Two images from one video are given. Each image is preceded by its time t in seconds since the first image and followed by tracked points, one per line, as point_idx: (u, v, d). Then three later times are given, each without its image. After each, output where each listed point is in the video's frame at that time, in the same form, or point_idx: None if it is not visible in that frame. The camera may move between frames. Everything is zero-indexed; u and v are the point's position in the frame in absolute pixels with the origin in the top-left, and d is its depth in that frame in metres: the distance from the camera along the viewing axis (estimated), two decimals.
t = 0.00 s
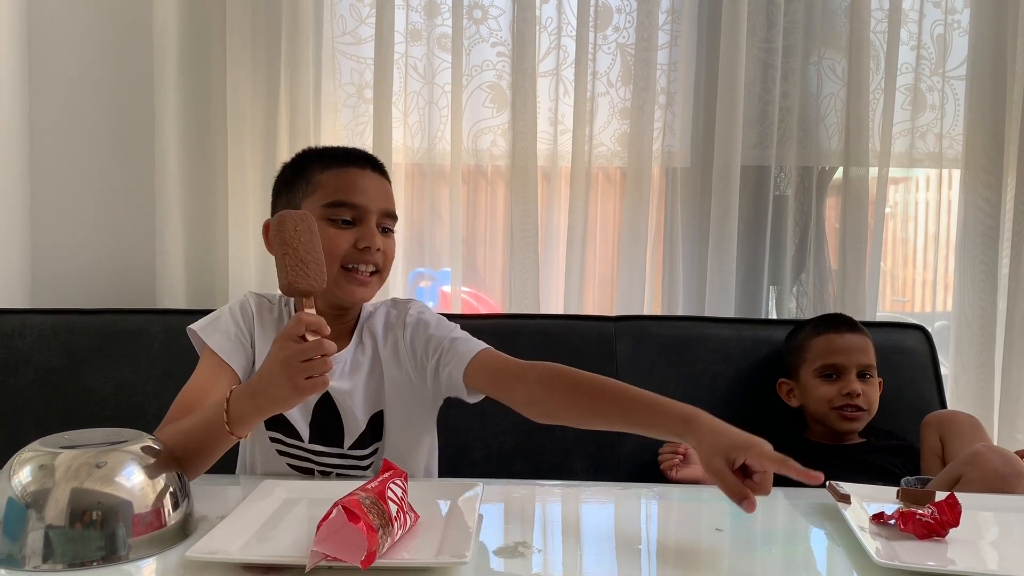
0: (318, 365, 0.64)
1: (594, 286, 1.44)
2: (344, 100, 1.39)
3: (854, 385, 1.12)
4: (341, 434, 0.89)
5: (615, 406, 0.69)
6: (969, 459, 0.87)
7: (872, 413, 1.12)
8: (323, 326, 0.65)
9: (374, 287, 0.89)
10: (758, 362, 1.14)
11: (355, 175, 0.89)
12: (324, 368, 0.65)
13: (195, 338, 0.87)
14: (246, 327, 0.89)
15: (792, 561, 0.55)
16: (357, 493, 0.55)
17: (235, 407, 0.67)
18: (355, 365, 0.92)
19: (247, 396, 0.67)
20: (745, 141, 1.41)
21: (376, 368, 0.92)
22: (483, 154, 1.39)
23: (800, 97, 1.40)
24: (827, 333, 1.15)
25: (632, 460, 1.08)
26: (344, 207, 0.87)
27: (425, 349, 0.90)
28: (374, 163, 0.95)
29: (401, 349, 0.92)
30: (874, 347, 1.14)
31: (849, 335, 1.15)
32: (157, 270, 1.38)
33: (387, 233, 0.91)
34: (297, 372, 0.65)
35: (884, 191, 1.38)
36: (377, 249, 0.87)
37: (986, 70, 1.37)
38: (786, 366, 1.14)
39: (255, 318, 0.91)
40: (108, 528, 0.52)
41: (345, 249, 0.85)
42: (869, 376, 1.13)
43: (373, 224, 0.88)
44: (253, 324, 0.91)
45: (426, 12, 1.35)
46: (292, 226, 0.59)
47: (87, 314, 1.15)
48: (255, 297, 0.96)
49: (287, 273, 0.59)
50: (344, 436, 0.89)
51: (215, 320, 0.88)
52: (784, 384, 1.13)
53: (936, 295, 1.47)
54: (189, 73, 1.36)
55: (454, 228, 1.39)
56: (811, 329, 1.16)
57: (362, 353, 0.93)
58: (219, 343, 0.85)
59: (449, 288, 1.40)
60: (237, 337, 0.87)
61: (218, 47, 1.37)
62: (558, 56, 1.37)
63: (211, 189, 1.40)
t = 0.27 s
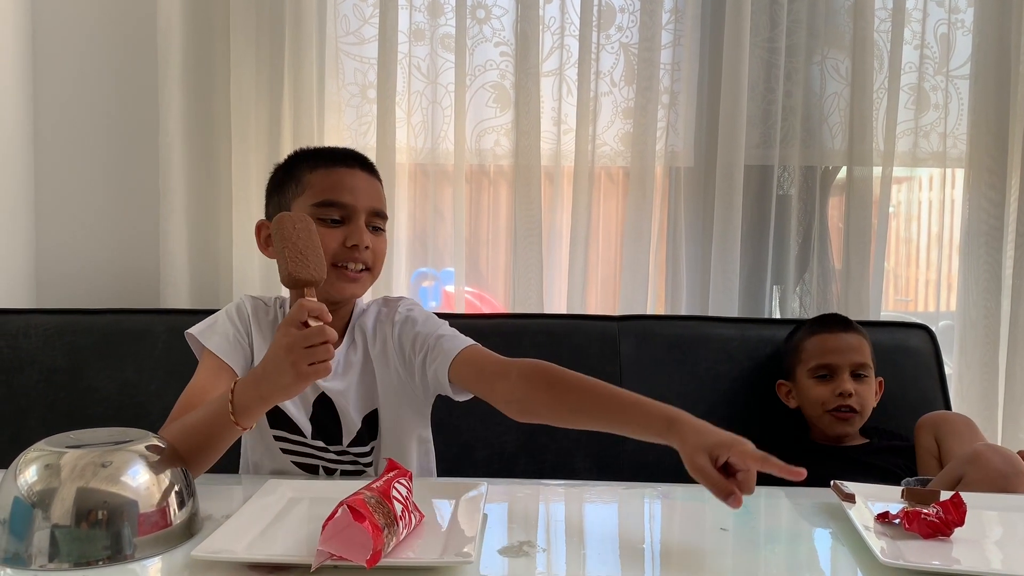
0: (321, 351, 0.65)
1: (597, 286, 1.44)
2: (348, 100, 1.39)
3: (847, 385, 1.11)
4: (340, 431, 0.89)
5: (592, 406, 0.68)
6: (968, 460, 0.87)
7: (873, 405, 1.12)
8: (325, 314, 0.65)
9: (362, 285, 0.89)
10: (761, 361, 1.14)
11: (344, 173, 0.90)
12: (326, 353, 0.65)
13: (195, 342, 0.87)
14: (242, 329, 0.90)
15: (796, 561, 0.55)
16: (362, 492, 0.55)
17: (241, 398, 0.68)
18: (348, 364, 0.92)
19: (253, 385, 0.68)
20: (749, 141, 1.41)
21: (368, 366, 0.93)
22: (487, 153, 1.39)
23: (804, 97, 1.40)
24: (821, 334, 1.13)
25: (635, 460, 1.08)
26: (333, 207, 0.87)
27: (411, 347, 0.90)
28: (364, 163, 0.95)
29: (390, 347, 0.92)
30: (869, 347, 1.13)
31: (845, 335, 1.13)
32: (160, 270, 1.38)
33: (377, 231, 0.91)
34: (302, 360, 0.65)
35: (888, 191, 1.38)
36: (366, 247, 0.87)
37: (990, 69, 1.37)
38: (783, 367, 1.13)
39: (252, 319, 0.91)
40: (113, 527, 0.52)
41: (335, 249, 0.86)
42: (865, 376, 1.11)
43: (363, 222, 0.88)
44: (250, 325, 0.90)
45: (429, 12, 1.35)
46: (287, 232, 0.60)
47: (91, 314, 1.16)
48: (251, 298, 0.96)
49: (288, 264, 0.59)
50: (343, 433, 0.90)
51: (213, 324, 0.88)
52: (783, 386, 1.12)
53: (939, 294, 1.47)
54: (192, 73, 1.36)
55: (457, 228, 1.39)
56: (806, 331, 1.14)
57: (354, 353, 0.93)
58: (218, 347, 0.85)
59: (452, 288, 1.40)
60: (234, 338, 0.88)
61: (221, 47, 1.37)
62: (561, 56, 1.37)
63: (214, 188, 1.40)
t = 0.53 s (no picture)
0: (321, 343, 0.66)
1: (599, 286, 1.44)
2: (350, 101, 1.39)
3: (841, 384, 1.11)
4: (338, 426, 0.90)
5: (581, 398, 0.70)
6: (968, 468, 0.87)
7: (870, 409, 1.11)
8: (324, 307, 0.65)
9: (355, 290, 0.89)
10: (763, 361, 1.14)
11: (344, 177, 0.90)
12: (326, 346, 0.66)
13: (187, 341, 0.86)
14: (238, 329, 0.90)
15: (798, 561, 0.55)
16: (365, 493, 0.55)
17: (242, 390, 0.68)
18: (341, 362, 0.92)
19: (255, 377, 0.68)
20: (751, 141, 1.41)
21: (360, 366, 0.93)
22: (489, 154, 1.39)
23: (806, 97, 1.40)
24: (818, 333, 1.13)
25: (637, 460, 1.08)
26: (331, 210, 0.87)
27: (408, 343, 0.90)
28: (365, 165, 0.95)
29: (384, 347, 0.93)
30: (867, 348, 1.13)
31: (844, 336, 1.13)
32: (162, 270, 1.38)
33: (373, 236, 0.91)
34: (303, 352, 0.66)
35: (890, 191, 1.38)
36: (361, 253, 0.87)
37: (993, 69, 1.37)
38: (782, 367, 1.13)
39: (247, 319, 0.92)
40: (117, 527, 0.52)
41: (329, 253, 0.86)
42: (860, 376, 1.11)
43: (359, 226, 0.88)
44: (245, 325, 0.91)
45: (431, 13, 1.35)
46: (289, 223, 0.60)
47: (94, 314, 1.16)
48: (246, 300, 0.96)
49: (283, 255, 0.59)
50: (342, 429, 0.90)
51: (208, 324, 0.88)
52: (780, 386, 1.11)
53: (942, 295, 1.46)
54: (195, 74, 1.36)
55: (459, 229, 1.39)
56: (805, 331, 1.14)
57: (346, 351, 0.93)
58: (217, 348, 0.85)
59: (454, 288, 1.40)
60: (230, 337, 0.88)
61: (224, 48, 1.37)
62: (563, 56, 1.37)
63: (217, 189, 1.40)
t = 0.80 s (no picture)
0: (307, 319, 0.66)
1: (600, 286, 1.44)
2: (351, 101, 1.39)
3: (847, 383, 1.10)
4: (339, 426, 0.90)
5: (579, 381, 0.69)
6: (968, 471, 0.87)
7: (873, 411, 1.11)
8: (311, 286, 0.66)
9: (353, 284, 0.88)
10: (764, 362, 1.14)
11: (348, 173, 0.90)
12: (313, 321, 0.66)
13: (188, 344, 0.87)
14: (240, 333, 0.90)
15: (799, 561, 0.55)
16: (366, 493, 0.55)
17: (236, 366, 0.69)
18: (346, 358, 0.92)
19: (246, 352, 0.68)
20: (752, 141, 1.41)
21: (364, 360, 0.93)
22: (489, 154, 1.39)
23: (808, 97, 1.40)
24: (824, 333, 1.13)
25: (638, 460, 1.08)
26: (331, 202, 0.87)
27: (410, 342, 0.91)
28: (371, 167, 0.96)
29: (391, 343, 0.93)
30: (872, 350, 1.12)
31: (849, 336, 1.12)
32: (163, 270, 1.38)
33: (374, 234, 0.91)
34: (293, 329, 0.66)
35: (891, 191, 1.38)
36: (358, 246, 0.86)
37: (995, 70, 1.37)
38: (786, 367, 1.13)
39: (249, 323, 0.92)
40: (117, 528, 0.52)
41: (326, 243, 0.85)
42: (866, 377, 1.10)
43: (358, 221, 0.88)
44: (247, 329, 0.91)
45: (432, 13, 1.35)
46: (272, 199, 0.60)
47: (95, 314, 1.16)
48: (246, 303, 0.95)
49: (270, 233, 0.59)
50: (342, 429, 0.90)
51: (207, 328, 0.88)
52: (784, 384, 1.11)
53: (943, 295, 1.46)
54: (196, 74, 1.36)
55: (460, 229, 1.39)
56: (811, 330, 1.14)
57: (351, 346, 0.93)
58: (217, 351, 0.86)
59: (454, 289, 1.40)
60: (232, 341, 0.88)
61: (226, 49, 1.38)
62: (564, 57, 1.37)
63: (218, 190, 1.40)
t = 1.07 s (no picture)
0: (290, 320, 0.67)
1: (600, 286, 1.44)
2: (351, 101, 1.39)
3: (844, 389, 1.09)
4: (344, 428, 0.89)
5: (595, 397, 0.73)
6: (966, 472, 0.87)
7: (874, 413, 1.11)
8: (293, 284, 0.67)
9: (348, 280, 0.87)
10: (763, 363, 1.14)
11: (345, 170, 0.91)
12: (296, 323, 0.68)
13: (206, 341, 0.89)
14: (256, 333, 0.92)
15: (799, 562, 0.55)
16: (365, 493, 0.55)
17: (226, 364, 0.72)
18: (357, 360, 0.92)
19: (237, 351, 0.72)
20: (751, 142, 1.41)
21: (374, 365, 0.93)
22: (489, 155, 1.39)
23: (807, 97, 1.40)
24: (823, 336, 1.12)
25: (638, 460, 1.08)
26: (325, 198, 0.88)
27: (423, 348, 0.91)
28: (375, 163, 0.95)
29: (400, 350, 0.93)
30: (871, 353, 1.11)
31: (848, 339, 1.12)
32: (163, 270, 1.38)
33: (373, 228, 0.90)
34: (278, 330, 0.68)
35: (890, 192, 1.38)
36: (348, 241, 0.86)
37: (994, 70, 1.37)
38: (784, 369, 1.13)
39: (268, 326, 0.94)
40: (117, 528, 0.52)
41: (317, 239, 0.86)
42: (864, 381, 1.10)
43: (351, 215, 0.88)
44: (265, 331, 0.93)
45: (432, 14, 1.35)
46: (263, 191, 0.61)
47: (95, 315, 1.16)
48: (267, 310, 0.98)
49: (259, 233, 0.60)
50: (347, 430, 0.89)
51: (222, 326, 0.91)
52: (781, 386, 1.11)
53: (943, 296, 1.46)
54: (196, 74, 1.36)
55: (460, 229, 1.39)
56: (809, 332, 1.13)
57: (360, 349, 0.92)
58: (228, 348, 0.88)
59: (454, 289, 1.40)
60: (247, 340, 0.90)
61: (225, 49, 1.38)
62: (563, 57, 1.37)
63: (218, 191, 1.40)
